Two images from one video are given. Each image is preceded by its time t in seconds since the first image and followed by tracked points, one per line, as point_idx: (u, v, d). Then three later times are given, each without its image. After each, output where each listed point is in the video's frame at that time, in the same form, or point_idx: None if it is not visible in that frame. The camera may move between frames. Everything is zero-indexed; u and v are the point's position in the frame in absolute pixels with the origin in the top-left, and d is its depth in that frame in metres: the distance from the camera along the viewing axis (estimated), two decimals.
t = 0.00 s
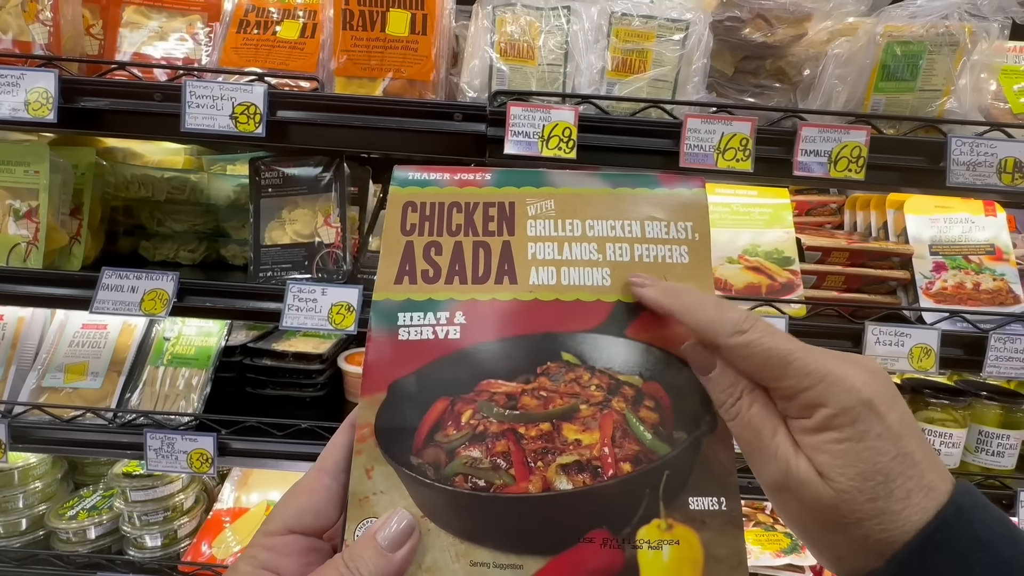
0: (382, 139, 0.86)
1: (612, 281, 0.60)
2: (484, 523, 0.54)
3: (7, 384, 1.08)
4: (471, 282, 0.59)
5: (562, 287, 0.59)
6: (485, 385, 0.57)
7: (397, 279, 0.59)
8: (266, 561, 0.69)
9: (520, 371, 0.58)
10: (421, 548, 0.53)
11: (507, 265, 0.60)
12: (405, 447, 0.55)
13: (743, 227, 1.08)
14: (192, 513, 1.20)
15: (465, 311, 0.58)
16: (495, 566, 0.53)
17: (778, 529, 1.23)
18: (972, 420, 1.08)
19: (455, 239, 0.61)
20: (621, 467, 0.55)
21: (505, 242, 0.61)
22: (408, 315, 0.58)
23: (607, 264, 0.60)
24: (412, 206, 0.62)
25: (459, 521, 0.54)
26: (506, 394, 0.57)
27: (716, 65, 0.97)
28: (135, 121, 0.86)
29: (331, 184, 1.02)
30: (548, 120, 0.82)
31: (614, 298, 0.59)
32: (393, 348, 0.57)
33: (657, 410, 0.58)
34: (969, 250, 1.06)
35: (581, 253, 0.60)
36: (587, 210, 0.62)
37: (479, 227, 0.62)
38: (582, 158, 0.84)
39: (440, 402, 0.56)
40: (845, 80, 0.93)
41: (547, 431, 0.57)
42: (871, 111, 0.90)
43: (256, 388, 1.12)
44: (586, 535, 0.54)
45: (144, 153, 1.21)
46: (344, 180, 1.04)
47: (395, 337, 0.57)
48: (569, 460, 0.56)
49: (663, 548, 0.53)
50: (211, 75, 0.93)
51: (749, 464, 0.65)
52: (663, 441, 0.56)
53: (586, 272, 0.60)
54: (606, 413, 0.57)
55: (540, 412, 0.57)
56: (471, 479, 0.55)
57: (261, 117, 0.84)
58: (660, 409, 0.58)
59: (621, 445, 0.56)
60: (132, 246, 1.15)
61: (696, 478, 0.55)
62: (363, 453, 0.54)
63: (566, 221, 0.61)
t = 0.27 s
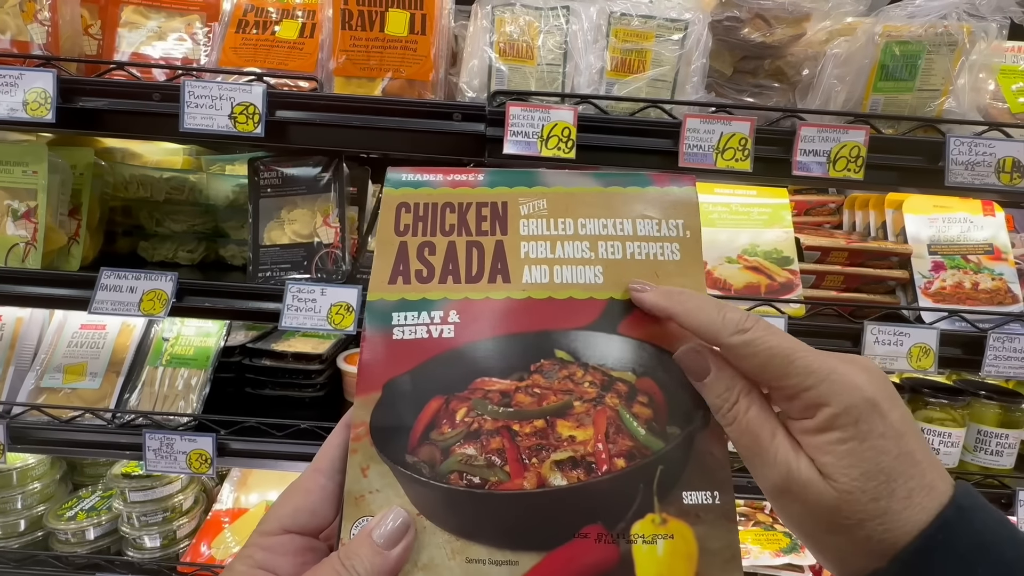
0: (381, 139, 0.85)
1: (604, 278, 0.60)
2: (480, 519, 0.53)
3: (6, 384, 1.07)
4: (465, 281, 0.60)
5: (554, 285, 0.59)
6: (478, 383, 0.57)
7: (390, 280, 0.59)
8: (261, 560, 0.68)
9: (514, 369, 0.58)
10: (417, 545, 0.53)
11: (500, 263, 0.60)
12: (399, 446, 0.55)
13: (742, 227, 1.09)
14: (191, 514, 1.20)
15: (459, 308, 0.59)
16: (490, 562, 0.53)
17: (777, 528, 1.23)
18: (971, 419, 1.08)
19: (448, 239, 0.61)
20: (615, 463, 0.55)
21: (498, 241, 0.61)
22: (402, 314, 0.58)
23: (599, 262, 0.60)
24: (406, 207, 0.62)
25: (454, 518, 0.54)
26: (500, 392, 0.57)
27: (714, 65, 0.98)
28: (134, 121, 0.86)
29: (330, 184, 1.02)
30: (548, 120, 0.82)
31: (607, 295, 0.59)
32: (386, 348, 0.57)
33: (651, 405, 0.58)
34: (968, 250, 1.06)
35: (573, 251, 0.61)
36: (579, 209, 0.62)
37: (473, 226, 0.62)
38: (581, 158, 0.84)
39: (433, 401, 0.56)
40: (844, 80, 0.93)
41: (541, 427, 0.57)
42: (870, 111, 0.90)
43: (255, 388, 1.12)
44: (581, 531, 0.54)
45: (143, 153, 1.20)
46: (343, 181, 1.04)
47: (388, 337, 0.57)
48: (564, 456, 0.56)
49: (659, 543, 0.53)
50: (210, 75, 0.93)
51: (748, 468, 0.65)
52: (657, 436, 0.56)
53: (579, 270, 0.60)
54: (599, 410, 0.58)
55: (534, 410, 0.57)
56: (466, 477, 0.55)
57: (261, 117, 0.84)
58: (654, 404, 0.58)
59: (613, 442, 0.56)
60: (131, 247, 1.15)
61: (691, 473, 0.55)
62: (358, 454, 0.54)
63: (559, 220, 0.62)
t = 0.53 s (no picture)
0: (380, 139, 0.85)
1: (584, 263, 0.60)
2: (465, 509, 0.53)
3: (4, 384, 1.07)
4: (446, 275, 0.60)
5: (535, 274, 0.60)
6: (460, 372, 0.57)
7: (374, 278, 0.60)
8: (251, 557, 0.69)
9: (494, 359, 0.58)
10: (405, 534, 0.53)
11: (480, 256, 0.61)
12: (383, 439, 0.55)
13: (740, 227, 1.09)
14: (190, 514, 1.20)
15: (439, 304, 0.59)
16: (476, 554, 0.52)
17: (776, 527, 1.24)
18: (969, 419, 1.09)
19: (428, 237, 0.62)
20: (600, 451, 0.55)
21: (478, 234, 0.62)
22: (384, 311, 0.59)
23: (578, 248, 0.61)
24: (386, 208, 0.63)
25: (441, 510, 0.54)
26: (481, 383, 0.57)
27: (712, 64, 0.97)
28: (132, 120, 0.86)
29: (328, 183, 1.02)
30: (546, 120, 0.82)
31: (587, 281, 0.59)
32: (371, 346, 0.58)
33: (637, 390, 0.57)
34: (966, 249, 1.06)
35: (552, 239, 0.61)
36: (557, 199, 0.63)
37: (452, 222, 0.63)
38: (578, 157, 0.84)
39: (416, 393, 0.57)
40: (843, 79, 0.93)
41: (523, 417, 0.57)
42: (868, 110, 0.90)
43: (254, 388, 1.12)
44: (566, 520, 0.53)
45: (142, 153, 1.20)
46: (342, 180, 1.04)
47: (370, 333, 0.58)
48: (547, 445, 0.55)
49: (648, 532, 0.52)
50: (208, 74, 0.93)
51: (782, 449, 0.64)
52: (644, 422, 0.55)
53: (558, 257, 0.60)
54: (582, 398, 0.57)
55: (516, 400, 0.57)
56: (450, 469, 0.54)
57: (259, 117, 0.84)
58: (641, 389, 0.57)
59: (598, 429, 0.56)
60: (129, 247, 1.14)
61: (681, 458, 0.54)
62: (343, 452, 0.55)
63: (537, 210, 0.62)
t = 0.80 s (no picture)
0: (378, 138, 0.85)
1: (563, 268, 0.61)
2: (447, 501, 0.54)
3: (2, 385, 1.07)
4: (430, 280, 0.61)
5: (515, 279, 0.60)
6: (443, 373, 0.58)
7: (362, 284, 0.60)
8: (240, 556, 0.68)
9: (475, 359, 0.58)
10: (389, 525, 0.53)
11: (463, 262, 0.61)
12: (370, 439, 0.55)
13: (739, 226, 1.09)
14: (189, 513, 1.20)
15: (425, 307, 0.60)
16: (458, 546, 0.53)
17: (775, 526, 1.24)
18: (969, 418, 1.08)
19: (415, 244, 0.62)
20: (577, 444, 0.55)
21: (462, 241, 0.62)
22: (372, 316, 0.59)
23: (557, 254, 0.61)
24: (375, 218, 0.64)
25: (424, 502, 0.54)
26: (463, 381, 0.57)
27: (712, 63, 0.96)
28: (130, 119, 0.85)
29: (326, 183, 1.01)
30: (545, 119, 0.81)
31: (565, 285, 0.60)
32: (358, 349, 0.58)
33: (612, 385, 0.57)
34: (965, 248, 1.06)
35: (532, 245, 0.62)
36: (536, 209, 0.64)
37: (437, 230, 0.63)
38: (576, 156, 0.84)
39: (400, 395, 0.57)
40: (842, 78, 0.93)
41: (503, 414, 0.57)
42: (867, 109, 0.90)
43: (252, 388, 1.12)
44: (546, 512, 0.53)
45: (140, 152, 1.20)
46: (340, 179, 1.04)
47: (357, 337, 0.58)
48: (525, 440, 0.56)
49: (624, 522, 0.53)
50: (206, 74, 0.92)
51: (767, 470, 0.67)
52: (620, 417, 0.56)
53: (537, 263, 0.61)
54: (561, 394, 0.57)
55: (496, 397, 0.58)
56: (433, 464, 0.55)
57: (257, 116, 0.83)
58: (616, 384, 0.57)
59: (575, 424, 0.56)
60: (128, 246, 1.15)
61: (654, 449, 0.55)
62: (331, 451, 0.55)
63: (518, 219, 0.63)
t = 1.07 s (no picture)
0: (379, 137, 0.85)
1: (590, 283, 0.61)
2: (463, 502, 0.52)
3: (3, 384, 1.07)
4: (460, 285, 0.61)
5: (543, 289, 0.60)
6: (470, 375, 0.57)
7: (395, 286, 0.61)
8: (259, 551, 0.68)
9: (500, 363, 0.57)
10: (405, 523, 0.52)
11: (494, 270, 0.62)
12: (393, 433, 0.54)
13: (739, 225, 1.09)
14: (190, 512, 1.20)
15: (454, 310, 0.59)
16: (473, 546, 0.51)
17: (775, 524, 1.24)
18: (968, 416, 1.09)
19: (448, 252, 0.63)
20: (597, 453, 0.54)
21: (493, 253, 0.63)
22: (404, 315, 0.59)
23: (585, 269, 0.61)
24: (412, 224, 0.65)
25: (439, 502, 0.52)
26: (488, 384, 0.57)
27: (712, 62, 0.96)
28: (130, 118, 0.85)
29: (327, 182, 1.02)
30: (545, 117, 0.81)
31: (592, 297, 0.60)
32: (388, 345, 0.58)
33: (635, 398, 0.56)
34: (965, 246, 1.06)
35: (561, 259, 0.62)
36: (569, 226, 0.65)
37: (471, 240, 0.64)
38: (576, 155, 0.84)
39: (427, 396, 0.56)
40: (842, 77, 0.93)
41: (525, 417, 0.56)
42: (867, 107, 0.90)
43: (252, 387, 1.12)
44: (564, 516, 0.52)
45: (140, 152, 1.20)
46: (340, 178, 1.04)
47: (389, 334, 0.58)
48: (546, 445, 0.54)
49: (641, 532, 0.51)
50: (206, 72, 0.92)
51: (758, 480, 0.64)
52: (641, 429, 0.55)
53: (566, 276, 0.61)
54: (584, 401, 0.57)
55: (519, 400, 0.56)
56: (452, 463, 0.53)
57: (257, 114, 0.83)
58: (639, 397, 0.56)
59: (597, 432, 0.55)
60: (128, 245, 1.15)
61: (671, 467, 0.54)
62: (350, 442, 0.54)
63: (548, 235, 0.64)
